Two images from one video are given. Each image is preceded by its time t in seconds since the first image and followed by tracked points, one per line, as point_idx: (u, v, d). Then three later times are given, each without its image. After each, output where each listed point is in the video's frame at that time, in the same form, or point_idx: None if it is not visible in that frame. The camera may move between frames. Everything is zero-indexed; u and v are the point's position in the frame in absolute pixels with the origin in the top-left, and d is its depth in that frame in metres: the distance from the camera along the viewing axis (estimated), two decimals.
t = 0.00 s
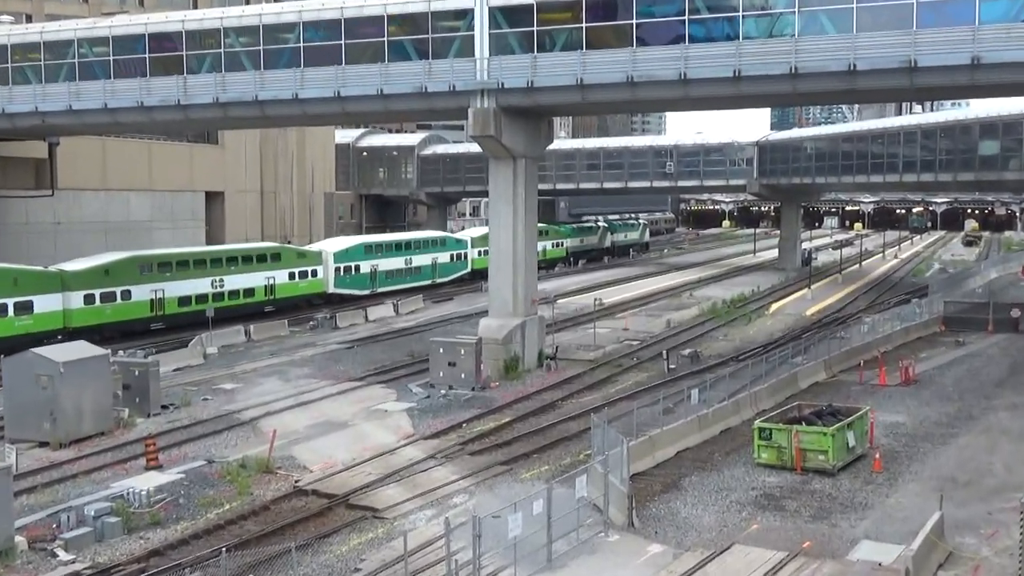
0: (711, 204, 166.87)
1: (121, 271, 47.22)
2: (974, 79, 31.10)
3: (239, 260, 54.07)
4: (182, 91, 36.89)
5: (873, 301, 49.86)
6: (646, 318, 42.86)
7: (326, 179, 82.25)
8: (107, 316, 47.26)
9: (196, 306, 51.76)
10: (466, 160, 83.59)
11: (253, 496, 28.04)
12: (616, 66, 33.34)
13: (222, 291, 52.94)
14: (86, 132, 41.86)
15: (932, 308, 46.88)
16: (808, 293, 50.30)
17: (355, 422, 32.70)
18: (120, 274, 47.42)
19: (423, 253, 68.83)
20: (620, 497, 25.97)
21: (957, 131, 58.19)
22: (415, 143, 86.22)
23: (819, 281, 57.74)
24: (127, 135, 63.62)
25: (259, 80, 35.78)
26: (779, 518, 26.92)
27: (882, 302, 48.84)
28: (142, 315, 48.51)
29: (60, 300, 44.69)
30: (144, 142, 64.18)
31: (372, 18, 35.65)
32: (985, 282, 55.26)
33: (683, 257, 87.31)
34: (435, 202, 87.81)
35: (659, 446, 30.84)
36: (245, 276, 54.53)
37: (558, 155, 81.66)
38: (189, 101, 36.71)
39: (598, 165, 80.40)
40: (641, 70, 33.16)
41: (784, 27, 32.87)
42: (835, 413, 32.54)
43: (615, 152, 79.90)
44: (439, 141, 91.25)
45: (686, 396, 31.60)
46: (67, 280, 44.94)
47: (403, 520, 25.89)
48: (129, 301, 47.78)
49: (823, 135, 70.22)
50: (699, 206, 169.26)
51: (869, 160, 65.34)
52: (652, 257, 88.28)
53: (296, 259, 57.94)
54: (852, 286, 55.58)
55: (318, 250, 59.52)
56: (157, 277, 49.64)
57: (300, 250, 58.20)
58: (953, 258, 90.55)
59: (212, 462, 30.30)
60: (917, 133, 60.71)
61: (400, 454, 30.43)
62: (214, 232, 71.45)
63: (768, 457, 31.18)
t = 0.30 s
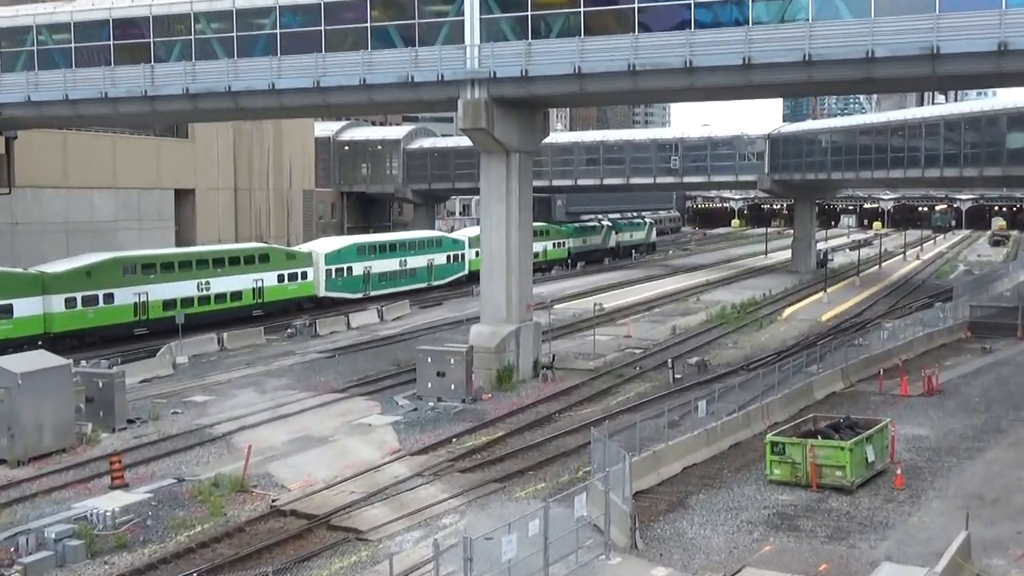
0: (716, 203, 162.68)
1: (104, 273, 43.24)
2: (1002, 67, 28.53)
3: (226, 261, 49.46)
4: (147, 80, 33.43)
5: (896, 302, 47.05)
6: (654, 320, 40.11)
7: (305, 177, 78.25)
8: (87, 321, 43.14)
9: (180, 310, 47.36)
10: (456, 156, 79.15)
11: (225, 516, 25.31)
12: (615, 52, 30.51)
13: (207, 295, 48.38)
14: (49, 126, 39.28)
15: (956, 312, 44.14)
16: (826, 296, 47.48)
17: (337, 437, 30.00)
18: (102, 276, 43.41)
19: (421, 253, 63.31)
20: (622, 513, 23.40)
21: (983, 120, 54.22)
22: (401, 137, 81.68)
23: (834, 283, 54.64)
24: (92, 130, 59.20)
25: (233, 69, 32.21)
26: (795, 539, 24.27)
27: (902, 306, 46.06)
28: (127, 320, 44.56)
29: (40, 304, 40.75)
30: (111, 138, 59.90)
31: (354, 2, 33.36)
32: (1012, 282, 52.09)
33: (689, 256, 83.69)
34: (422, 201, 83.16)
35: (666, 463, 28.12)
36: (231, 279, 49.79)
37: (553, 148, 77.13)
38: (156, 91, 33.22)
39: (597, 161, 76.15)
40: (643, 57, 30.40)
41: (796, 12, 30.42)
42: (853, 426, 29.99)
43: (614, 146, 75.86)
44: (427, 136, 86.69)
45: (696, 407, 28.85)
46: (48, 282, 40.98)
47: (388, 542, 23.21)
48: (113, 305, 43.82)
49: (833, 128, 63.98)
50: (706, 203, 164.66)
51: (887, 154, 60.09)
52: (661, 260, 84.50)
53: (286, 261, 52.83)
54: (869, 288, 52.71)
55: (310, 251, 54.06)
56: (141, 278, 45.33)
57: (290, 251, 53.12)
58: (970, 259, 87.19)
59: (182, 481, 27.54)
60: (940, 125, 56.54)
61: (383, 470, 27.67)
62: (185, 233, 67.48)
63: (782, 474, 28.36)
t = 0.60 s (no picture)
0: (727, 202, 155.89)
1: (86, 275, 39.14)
2: None
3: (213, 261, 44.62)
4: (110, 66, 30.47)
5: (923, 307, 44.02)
6: (660, 323, 37.33)
7: (281, 173, 72.60)
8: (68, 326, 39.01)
9: (164, 316, 42.63)
10: (444, 151, 74.47)
11: (196, 537, 22.61)
12: (613, 41, 28.10)
13: (192, 299, 43.53)
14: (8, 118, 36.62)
15: (981, 319, 40.55)
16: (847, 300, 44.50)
17: (315, 453, 27.33)
18: (84, 277, 39.32)
19: (419, 254, 56.75)
20: (622, 533, 21.05)
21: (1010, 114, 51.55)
22: (384, 133, 77.39)
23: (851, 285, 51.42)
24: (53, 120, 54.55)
25: (204, 57, 29.49)
26: (812, 562, 21.60)
27: (925, 310, 43.15)
28: (111, 325, 40.38)
29: (16, 308, 36.80)
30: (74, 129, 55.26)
31: None
32: None
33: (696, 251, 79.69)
34: (407, 198, 78.27)
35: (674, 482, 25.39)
36: (217, 282, 44.85)
37: (554, 142, 70.85)
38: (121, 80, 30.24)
39: (599, 156, 69.71)
40: (645, 47, 27.96)
41: None
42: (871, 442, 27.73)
43: (617, 141, 69.62)
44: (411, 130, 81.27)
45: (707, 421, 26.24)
46: (28, 283, 37.20)
47: (373, 569, 20.54)
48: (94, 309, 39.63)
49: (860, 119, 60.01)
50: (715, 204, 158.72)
51: (908, 149, 57.20)
52: (665, 259, 78.57)
53: (274, 262, 47.54)
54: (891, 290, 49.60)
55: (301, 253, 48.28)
56: (124, 280, 40.88)
57: (279, 251, 47.87)
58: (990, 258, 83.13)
59: (150, 501, 24.80)
60: (964, 117, 53.95)
61: (366, 489, 24.97)
62: (151, 231, 62.54)
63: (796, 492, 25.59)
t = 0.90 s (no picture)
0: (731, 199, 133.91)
1: (58, 277, 35.13)
2: None
3: (191, 262, 40.01)
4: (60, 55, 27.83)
5: (940, 308, 41.30)
6: (658, 328, 34.79)
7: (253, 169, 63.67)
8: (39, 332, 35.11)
9: (138, 321, 38.19)
10: (424, 145, 66.28)
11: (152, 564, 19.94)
12: (607, 26, 25.69)
13: (170, 303, 39.15)
14: None
15: (1002, 325, 35.91)
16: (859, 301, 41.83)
17: (286, 471, 24.78)
18: (56, 280, 35.24)
19: (409, 255, 51.18)
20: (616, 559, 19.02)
21: None
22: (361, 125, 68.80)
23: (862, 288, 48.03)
24: None
25: (164, 44, 27.03)
26: None
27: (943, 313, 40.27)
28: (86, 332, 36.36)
29: None
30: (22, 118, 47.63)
31: None
32: None
33: (696, 246, 76.64)
34: (386, 197, 69.30)
35: (673, 501, 22.72)
36: (195, 284, 40.18)
37: (542, 134, 63.65)
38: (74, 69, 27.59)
39: (589, 150, 62.79)
40: (640, 32, 25.58)
41: None
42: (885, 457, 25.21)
43: (609, 134, 62.85)
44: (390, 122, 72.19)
45: (712, 435, 23.77)
46: None
47: None
48: (68, 315, 35.63)
49: (862, 111, 53.28)
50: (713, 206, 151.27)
51: (923, 143, 50.27)
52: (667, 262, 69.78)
53: (254, 264, 42.56)
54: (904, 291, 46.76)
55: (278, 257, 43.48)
56: (97, 283, 36.58)
57: (261, 252, 42.91)
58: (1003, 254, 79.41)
59: (106, 523, 22.11)
60: (983, 108, 47.42)
61: (339, 511, 22.34)
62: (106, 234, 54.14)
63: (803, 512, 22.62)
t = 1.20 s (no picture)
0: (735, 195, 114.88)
1: (19, 281, 31.49)
2: None
3: (165, 265, 36.11)
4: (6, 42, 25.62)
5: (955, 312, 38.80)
6: (653, 338, 32.32)
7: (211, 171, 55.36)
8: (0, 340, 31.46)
9: (108, 329, 34.47)
10: (397, 139, 57.64)
11: None
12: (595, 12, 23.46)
13: (141, 312, 35.33)
14: None
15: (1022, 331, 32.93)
16: (867, 307, 39.31)
17: (250, 494, 22.27)
18: (18, 284, 31.62)
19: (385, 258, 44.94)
20: None
21: None
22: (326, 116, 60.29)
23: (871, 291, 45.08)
24: None
25: (116, 31, 24.95)
26: None
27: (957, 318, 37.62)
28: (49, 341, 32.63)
29: None
30: None
31: None
32: None
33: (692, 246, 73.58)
34: (357, 196, 60.67)
35: (669, 525, 20.29)
36: (167, 289, 36.17)
37: (527, 127, 55.41)
38: (19, 60, 25.47)
39: (577, 144, 54.73)
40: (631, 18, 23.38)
41: None
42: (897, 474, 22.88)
43: (598, 126, 54.59)
44: (359, 114, 63.71)
45: (714, 453, 21.48)
46: None
47: None
48: (31, 322, 31.96)
49: (869, 103, 46.79)
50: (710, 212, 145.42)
51: (937, 137, 44.09)
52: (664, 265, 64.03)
53: (229, 267, 38.12)
54: (915, 295, 44.03)
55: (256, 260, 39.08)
56: (64, 287, 32.93)
57: (237, 255, 38.41)
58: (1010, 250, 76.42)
59: (52, 551, 19.49)
60: (1001, 100, 41.75)
61: (307, 538, 19.86)
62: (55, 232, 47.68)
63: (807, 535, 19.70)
